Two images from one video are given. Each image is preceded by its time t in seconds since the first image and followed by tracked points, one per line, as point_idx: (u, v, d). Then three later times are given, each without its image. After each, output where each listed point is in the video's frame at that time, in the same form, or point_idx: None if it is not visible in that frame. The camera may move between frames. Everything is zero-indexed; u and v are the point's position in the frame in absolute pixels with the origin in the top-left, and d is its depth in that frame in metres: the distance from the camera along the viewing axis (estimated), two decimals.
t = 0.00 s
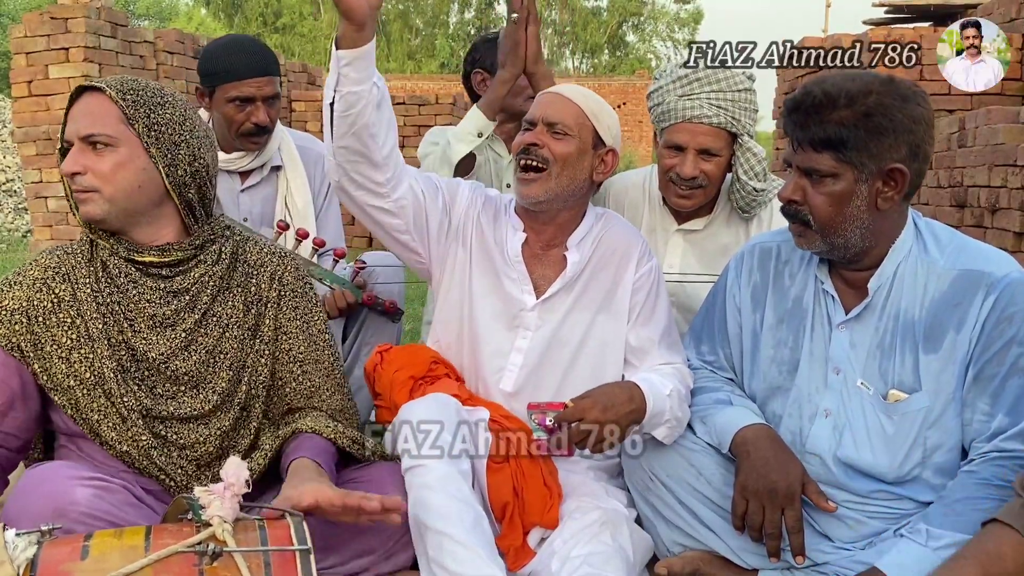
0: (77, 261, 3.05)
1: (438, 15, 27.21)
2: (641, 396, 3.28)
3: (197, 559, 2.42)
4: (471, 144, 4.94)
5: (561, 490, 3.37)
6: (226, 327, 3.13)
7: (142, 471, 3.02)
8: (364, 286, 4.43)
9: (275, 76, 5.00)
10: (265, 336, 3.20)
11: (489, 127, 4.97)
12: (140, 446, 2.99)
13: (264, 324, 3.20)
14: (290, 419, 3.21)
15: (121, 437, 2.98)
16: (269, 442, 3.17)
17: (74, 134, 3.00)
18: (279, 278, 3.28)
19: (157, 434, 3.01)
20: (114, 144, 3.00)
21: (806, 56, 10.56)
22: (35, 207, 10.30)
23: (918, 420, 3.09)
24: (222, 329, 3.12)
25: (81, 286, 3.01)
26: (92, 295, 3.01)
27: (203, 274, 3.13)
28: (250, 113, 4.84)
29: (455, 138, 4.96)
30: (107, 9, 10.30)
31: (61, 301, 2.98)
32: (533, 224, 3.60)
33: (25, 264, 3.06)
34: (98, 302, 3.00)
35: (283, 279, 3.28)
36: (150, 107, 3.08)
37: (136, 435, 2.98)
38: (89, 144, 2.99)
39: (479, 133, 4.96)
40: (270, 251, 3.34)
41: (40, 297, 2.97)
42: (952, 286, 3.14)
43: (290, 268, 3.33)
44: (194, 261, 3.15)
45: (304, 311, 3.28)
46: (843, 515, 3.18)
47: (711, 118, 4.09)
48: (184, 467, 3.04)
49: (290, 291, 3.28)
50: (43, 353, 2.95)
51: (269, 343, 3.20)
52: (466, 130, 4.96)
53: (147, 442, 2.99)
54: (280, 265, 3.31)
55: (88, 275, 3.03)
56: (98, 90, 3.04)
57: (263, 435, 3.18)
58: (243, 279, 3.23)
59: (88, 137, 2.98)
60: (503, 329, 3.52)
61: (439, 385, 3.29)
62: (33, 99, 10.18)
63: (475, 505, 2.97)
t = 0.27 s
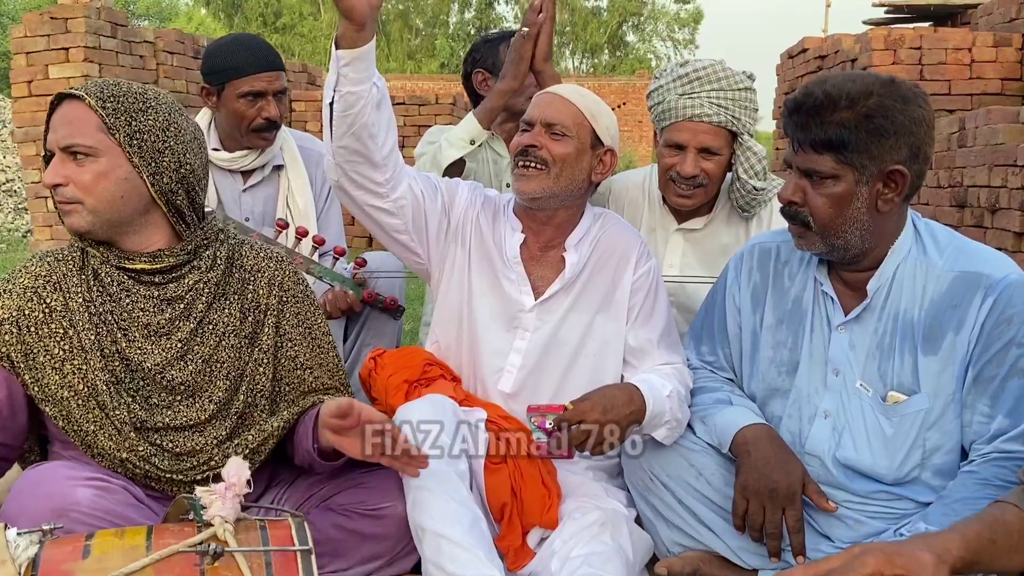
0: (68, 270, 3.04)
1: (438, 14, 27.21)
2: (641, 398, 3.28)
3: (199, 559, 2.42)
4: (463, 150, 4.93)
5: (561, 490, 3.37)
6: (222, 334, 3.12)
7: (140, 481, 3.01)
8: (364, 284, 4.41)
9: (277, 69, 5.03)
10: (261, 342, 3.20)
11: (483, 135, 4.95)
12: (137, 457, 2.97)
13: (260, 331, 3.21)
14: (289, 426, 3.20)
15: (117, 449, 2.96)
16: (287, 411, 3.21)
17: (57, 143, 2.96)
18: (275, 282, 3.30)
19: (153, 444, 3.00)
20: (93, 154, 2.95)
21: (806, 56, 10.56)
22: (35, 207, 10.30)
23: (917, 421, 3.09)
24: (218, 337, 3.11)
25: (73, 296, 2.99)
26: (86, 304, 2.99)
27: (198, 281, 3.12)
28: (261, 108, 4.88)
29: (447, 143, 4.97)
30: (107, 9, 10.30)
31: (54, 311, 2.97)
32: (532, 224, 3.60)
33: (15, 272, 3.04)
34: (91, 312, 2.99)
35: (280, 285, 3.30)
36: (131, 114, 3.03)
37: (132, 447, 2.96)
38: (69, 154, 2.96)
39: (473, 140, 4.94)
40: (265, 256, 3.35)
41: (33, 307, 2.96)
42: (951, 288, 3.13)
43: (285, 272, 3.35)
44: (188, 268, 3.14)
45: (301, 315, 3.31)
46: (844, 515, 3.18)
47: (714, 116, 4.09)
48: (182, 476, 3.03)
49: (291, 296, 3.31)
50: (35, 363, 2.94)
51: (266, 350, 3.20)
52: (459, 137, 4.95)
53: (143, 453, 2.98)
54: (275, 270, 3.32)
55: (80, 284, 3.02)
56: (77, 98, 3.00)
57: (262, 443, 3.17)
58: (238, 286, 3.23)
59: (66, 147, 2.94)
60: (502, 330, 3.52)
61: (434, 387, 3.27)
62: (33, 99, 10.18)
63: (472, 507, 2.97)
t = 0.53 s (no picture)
0: (65, 274, 3.03)
1: (438, 15, 27.22)
2: (641, 399, 3.27)
3: (198, 559, 2.42)
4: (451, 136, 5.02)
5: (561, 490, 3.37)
6: (220, 340, 3.13)
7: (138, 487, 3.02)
8: (363, 286, 4.41)
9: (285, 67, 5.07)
10: (259, 347, 3.20)
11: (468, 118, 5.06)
12: (136, 465, 2.99)
13: (258, 336, 3.21)
14: (287, 431, 3.22)
15: (115, 456, 2.98)
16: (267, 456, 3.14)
17: (55, 150, 2.91)
18: (271, 286, 3.28)
19: (151, 451, 3.02)
20: (94, 163, 2.92)
21: (806, 56, 10.56)
22: (35, 207, 10.30)
23: (918, 422, 3.09)
24: (216, 342, 3.12)
25: (71, 301, 2.99)
26: (83, 309, 3.00)
27: (196, 286, 3.12)
28: (282, 103, 4.93)
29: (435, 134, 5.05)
30: (107, 9, 10.30)
31: (51, 316, 2.96)
32: (532, 225, 3.60)
33: (11, 275, 3.02)
34: (90, 317, 2.99)
35: (277, 288, 3.29)
36: (131, 120, 2.99)
37: (130, 454, 2.98)
38: (68, 162, 2.92)
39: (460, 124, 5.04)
40: (262, 258, 3.32)
41: (30, 312, 2.94)
42: (951, 289, 3.13)
43: (282, 274, 3.32)
44: (186, 273, 3.14)
45: (298, 320, 3.28)
46: (844, 515, 3.18)
47: (713, 115, 4.09)
48: (180, 482, 3.05)
49: (285, 299, 3.29)
50: (34, 368, 2.93)
51: (264, 355, 3.21)
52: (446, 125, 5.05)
53: (142, 461, 2.99)
54: (272, 272, 3.30)
55: (78, 289, 3.01)
56: (72, 104, 2.95)
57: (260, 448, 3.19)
58: (236, 290, 3.22)
59: (67, 155, 2.90)
60: (502, 330, 3.51)
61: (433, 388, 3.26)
62: (33, 99, 10.19)
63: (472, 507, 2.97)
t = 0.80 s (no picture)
0: (69, 274, 3.03)
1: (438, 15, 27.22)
2: (640, 398, 3.27)
3: (198, 559, 2.42)
4: (474, 150, 5.00)
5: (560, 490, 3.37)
6: (226, 341, 3.13)
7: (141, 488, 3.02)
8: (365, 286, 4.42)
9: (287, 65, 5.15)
10: (264, 348, 3.21)
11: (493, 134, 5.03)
12: (139, 466, 2.99)
13: (264, 338, 3.21)
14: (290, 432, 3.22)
15: (118, 458, 2.98)
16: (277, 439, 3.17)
17: (71, 150, 2.92)
18: (278, 287, 3.29)
19: (154, 453, 3.03)
20: (114, 164, 2.94)
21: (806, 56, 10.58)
22: (35, 207, 10.31)
23: (917, 422, 3.10)
24: (222, 344, 3.12)
25: (76, 302, 2.99)
26: (88, 310, 2.99)
27: (202, 288, 3.13)
28: (282, 99, 5.00)
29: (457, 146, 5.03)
30: (107, 9, 10.31)
31: (55, 318, 2.96)
32: (532, 224, 3.60)
33: (15, 275, 3.02)
34: (95, 318, 2.99)
35: (283, 289, 3.29)
36: (148, 121, 3.01)
37: (133, 456, 2.98)
38: (86, 162, 2.93)
39: (483, 140, 5.02)
40: (269, 260, 3.33)
41: (34, 312, 2.94)
42: (951, 289, 3.13)
43: (289, 277, 3.33)
44: (192, 275, 3.14)
45: (306, 321, 3.29)
46: (844, 515, 3.17)
47: (714, 115, 4.09)
48: (183, 483, 3.05)
49: (292, 301, 3.29)
50: (36, 370, 2.94)
51: (270, 357, 3.21)
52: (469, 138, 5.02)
53: (145, 463, 2.99)
54: (279, 274, 3.31)
55: (83, 289, 3.01)
56: (89, 104, 2.95)
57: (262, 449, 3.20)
58: (242, 291, 3.22)
59: (83, 156, 2.92)
60: (502, 329, 3.52)
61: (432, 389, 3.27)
62: (33, 99, 10.19)
63: (472, 507, 2.97)
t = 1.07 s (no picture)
0: (71, 274, 3.03)
1: (438, 14, 27.21)
2: (642, 398, 3.28)
3: (198, 559, 2.42)
4: (463, 159, 4.96)
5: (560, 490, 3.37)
6: (228, 341, 3.13)
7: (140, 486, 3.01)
8: (365, 287, 4.43)
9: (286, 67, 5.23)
10: (265, 348, 3.21)
11: (483, 144, 4.99)
12: (138, 464, 2.98)
13: (266, 338, 3.22)
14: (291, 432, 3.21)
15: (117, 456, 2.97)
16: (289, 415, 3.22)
17: (92, 153, 2.93)
18: (281, 287, 3.29)
19: (154, 451, 3.02)
20: (139, 167, 2.97)
21: (806, 56, 10.58)
22: (35, 207, 10.31)
23: (917, 421, 3.09)
24: (224, 343, 3.12)
25: (77, 301, 2.99)
26: (89, 309, 3.00)
27: (205, 287, 3.13)
28: (272, 100, 5.02)
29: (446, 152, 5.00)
30: (107, 9, 10.31)
31: (57, 316, 2.96)
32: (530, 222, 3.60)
33: (17, 274, 3.03)
34: (97, 317, 2.99)
35: (285, 289, 3.30)
36: (171, 124, 3.04)
37: (133, 455, 2.98)
38: (109, 165, 2.95)
39: (473, 150, 4.98)
40: (272, 260, 3.34)
41: (35, 310, 2.95)
42: (951, 288, 3.13)
43: (291, 278, 3.34)
44: (195, 274, 3.14)
45: (307, 321, 3.30)
46: (844, 515, 3.18)
47: (715, 115, 4.09)
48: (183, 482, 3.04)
49: (296, 301, 3.31)
50: (36, 368, 2.94)
51: (271, 357, 3.21)
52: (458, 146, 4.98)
53: (145, 461, 2.98)
54: (281, 275, 3.31)
55: (85, 289, 3.02)
56: (112, 107, 2.97)
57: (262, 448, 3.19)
58: (244, 291, 3.23)
59: (109, 159, 2.93)
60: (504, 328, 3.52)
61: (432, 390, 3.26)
62: (33, 99, 10.19)
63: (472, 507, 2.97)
